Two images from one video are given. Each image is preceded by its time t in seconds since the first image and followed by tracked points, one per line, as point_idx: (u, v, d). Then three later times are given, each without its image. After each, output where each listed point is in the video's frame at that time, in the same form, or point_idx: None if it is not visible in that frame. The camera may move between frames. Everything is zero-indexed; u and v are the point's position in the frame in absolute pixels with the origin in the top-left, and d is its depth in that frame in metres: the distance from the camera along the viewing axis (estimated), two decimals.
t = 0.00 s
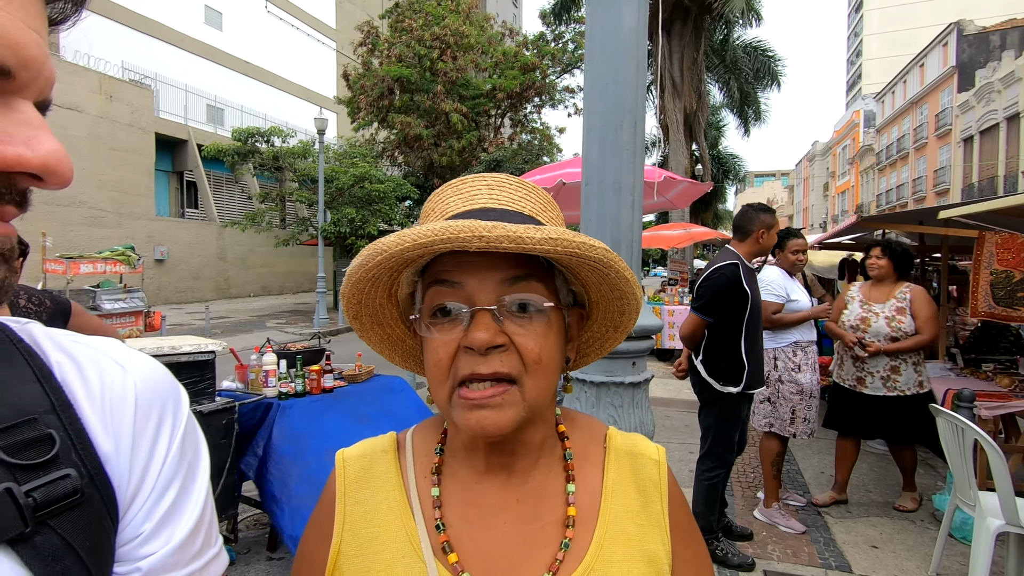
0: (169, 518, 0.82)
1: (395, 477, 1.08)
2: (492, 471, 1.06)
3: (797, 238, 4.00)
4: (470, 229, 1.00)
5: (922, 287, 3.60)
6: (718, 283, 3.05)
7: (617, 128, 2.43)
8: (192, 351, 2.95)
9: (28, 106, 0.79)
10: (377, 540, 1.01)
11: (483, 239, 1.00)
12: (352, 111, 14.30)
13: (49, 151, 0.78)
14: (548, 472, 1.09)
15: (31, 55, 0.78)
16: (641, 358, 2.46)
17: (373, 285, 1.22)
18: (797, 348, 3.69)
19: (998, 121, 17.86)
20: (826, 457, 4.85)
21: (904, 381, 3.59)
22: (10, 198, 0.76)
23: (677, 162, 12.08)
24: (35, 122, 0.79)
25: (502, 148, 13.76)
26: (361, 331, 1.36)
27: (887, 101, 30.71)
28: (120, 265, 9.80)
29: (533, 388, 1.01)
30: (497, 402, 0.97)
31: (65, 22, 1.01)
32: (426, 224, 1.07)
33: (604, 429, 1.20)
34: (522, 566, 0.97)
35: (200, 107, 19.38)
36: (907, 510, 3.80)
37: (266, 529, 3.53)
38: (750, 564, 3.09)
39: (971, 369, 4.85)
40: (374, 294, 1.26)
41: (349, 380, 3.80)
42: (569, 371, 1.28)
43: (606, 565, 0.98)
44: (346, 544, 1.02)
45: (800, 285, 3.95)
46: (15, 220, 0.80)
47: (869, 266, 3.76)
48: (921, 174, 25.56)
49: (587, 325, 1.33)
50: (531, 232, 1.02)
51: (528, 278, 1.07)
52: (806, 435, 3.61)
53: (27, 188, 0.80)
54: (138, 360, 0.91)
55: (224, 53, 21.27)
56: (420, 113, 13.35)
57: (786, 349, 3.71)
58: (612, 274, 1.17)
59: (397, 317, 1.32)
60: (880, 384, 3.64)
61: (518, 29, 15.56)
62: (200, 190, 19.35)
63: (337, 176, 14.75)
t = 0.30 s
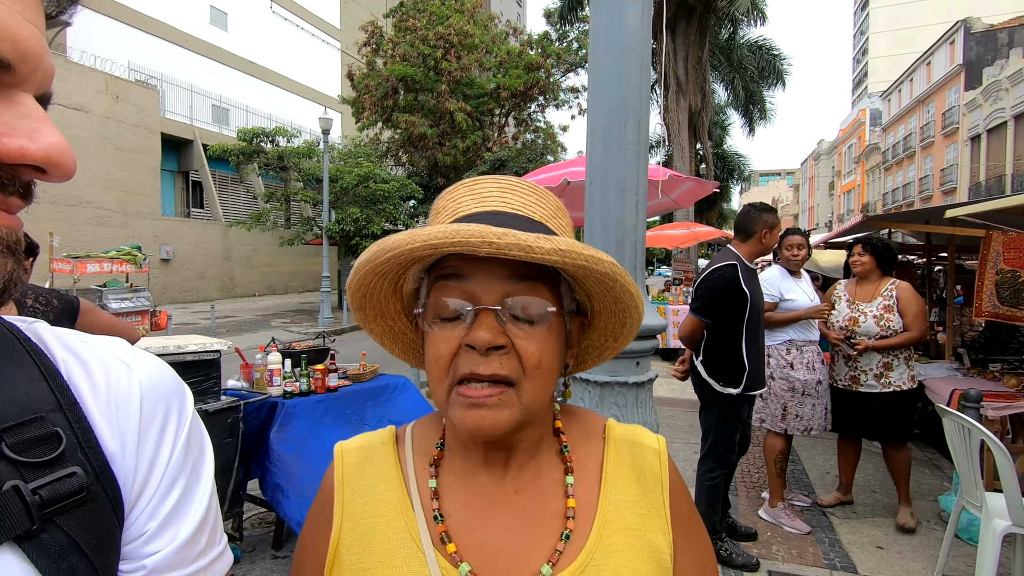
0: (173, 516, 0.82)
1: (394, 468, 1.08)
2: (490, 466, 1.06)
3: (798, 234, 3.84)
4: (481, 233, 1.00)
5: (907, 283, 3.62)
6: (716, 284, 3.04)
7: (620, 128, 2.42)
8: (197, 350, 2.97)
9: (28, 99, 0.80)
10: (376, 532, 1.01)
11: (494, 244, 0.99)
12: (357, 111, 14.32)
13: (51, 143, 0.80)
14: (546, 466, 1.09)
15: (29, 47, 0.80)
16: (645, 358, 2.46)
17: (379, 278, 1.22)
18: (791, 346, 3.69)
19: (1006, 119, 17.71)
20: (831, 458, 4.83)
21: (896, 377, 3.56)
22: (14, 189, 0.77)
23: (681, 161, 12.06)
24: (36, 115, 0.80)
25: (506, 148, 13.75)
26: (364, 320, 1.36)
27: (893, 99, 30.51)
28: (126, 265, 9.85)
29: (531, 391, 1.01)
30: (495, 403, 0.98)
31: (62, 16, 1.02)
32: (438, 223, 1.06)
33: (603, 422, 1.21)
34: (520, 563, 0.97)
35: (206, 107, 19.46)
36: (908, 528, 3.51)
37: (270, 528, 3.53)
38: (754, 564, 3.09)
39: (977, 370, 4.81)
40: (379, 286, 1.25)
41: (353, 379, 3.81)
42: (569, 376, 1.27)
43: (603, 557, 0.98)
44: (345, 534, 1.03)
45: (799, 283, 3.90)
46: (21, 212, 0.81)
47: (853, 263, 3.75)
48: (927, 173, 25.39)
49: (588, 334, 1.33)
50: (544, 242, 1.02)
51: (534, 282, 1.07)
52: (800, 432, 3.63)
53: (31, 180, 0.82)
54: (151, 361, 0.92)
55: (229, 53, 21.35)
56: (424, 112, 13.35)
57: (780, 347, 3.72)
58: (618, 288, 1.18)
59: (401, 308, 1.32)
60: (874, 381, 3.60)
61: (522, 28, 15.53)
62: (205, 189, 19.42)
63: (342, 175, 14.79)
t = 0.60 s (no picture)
0: (178, 520, 0.83)
1: (387, 465, 1.06)
2: (488, 470, 1.03)
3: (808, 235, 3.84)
4: (549, 258, 0.95)
5: (918, 283, 3.50)
6: (717, 282, 3.05)
7: (623, 127, 2.42)
8: (203, 350, 3.00)
9: (34, 92, 0.81)
10: (367, 530, 1.00)
11: (559, 272, 0.95)
12: (360, 110, 14.32)
13: (59, 135, 0.81)
14: (543, 465, 1.07)
15: (30, 40, 0.81)
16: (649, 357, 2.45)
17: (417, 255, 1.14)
18: (786, 342, 3.71)
19: (1012, 115, 17.60)
20: (835, 456, 4.83)
21: (894, 383, 3.53)
22: (26, 181, 0.78)
23: (685, 159, 12.05)
24: (42, 108, 0.81)
25: (509, 146, 13.74)
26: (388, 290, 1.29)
27: (898, 96, 30.33)
28: (131, 264, 9.88)
29: (542, 413, 0.99)
30: (507, 421, 0.95)
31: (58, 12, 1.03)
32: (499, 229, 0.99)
33: (597, 417, 1.22)
34: (511, 563, 0.96)
35: (210, 106, 19.53)
36: (898, 537, 3.44)
37: (275, 526, 3.56)
38: (758, 563, 3.08)
39: (983, 368, 4.81)
40: (415, 264, 1.17)
41: (358, 378, 3.84)
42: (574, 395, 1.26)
43: (595, 557, 0.99)
44: (337, 533, 1.01)
45: (803, 283, 3.93)
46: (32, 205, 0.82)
47: (865, 262, 3.76)
48: (933, 171, 25.27)
49: (597, 361, 1.29)
50: (594, 275, 0.99)
51: (572, 308, 1.04)
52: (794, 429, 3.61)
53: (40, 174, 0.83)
54: (153, 363, 0.93)
55: (233, 53, 21.39)
56: (428, 111, 13.35)
57: (775, 344, 3.74)
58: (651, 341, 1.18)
59: (424, 290, 1.25)
60: (870, 385, 3.61)
61: (526, 26, 15.50)
62: (210, 188, 19.47)
63: (346, 175, 14.84)
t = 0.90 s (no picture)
0: (181, 519, 0.84)
1: (391, 467, 1.06)
2: (498, 475, 1.03)
3: (808, 234, 3.90)
4: (587, 272, 0.96)
5: (928, 283, 3.46)
6: (719, 279, 3.05)
7: (625, 124, 2.42)
8: (206, 349, 3.02)
9: (34, 89, 0.82)
10: (370, 532, 0.99)
11: (597, 286, 0.97)
12: (362, 110, 14.33)
13: (60, 132, 0.82)
14: (552, 472, 1.08)
15: (30, 37, 0.82)
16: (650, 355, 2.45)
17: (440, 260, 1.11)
18: (790, 343, 3.72)
19: (1016, 114, 17.53)
20: (838, 455, 4.82)
21: (896, 383, 3.54)
22: (28, 179, 0.79)
23: (686, 159, 12.04)
24: (42, 104, 0.82)
25: (511, 146, 13.74)
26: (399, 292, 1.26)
27: (902, 94, 30.24)
28: (134, 264, 9.91)
29: (565, 422, 0.99)
30: (531, 429, 0.95)
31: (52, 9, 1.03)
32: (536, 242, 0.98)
33: (603, 421, 1.21)
34: (517, 566, 0.96)
35: (212, 106, 19.60)
36: (902, 535, 3.45)
37: (279, 524, 3.58)
38: (760, 562, 3.09)
39: (986, 366, 4.82)
40: (436, 268, 1.14)
41: (360, 377, 3.86)
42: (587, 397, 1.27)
43: (601, 560, 0.99)
44: (340, 535, 1.00)
45: (804, 282, 3.94)
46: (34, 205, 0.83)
47: (882, 259, 3.74)
48: (936, 169, 25.17)
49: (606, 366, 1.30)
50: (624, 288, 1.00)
51: (595, 321, 1.05)
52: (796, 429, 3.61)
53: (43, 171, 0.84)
54: (156, 364, 0.93)
55: (235, 53, 21.43)
56: (430, 110, 13.36)
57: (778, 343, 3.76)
58: (669, 349, 1.21)
59: (437, 293, 1.23)
60: (873, 384, 3.65)
61: (527, 25, 15.48)
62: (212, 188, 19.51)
63: (347, 174, 14.91)
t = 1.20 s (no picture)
0: (179, 519, 0.84)
1: (392, 472, 1.04)
2: (505, 468, 1.03)
3: (806, 233, 3.96)
4: (586, 223, 0.99)
5: (930, 283, 3.48)
6: (718, 277, 3.06)
7: (624, 125, 2.43)
8: (206, 350, 3.01)
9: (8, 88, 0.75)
10: (372, 539, 0.97)
11: (598, 234, 1.00)
12: (361, 111, 14.33)
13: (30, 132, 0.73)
14: (556, 469, 1.06)
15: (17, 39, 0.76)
16: (649, 355, 2.45)
17: (430, 257, 1.11)
18: (792, 344, 3.72)
19: (1015, 113, 17.57)
20: (837, 455, 4.82)
21: (902, 383, 3.53)
22: None
23: (686, 160, 12.06)
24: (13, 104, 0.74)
25: (511, 146, 13.78)
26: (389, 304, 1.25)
27: (900, 94, 30.28)
28: (133, 265, 9.91)
29: (581, 389, 0.99)
30: (549, 395, 0.95)
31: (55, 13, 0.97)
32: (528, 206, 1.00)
33: (606, 426, 1.18)
34: (523, 563, 0.94)
35: (212, 108, 19.63)
36: (901, 534, 3.46)
37: (279, 525, 3.58)
38: (760, 561, 3.09)
39: (985, 366, 4.83)
40: (426, 267, 1.13)
41: (360, 378, 3.86)
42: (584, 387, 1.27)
43: (607, 565, 0.96)
44: (340, 542, 0.99)
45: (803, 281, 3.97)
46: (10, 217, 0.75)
47: (888, 259, 3.73)
48: (935, 169, 25.21)
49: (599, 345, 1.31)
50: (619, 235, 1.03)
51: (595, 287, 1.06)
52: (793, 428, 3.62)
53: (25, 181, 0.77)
54: (156, 363, 0.94)
55: (235, 54, 21.44)
56: (429, 111, 13.36)
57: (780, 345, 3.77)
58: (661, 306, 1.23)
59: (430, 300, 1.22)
60: (879, 385, 3.64)
61: (526, 26, 15.49)
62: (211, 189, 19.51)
63: (346, 175, 14.94)
